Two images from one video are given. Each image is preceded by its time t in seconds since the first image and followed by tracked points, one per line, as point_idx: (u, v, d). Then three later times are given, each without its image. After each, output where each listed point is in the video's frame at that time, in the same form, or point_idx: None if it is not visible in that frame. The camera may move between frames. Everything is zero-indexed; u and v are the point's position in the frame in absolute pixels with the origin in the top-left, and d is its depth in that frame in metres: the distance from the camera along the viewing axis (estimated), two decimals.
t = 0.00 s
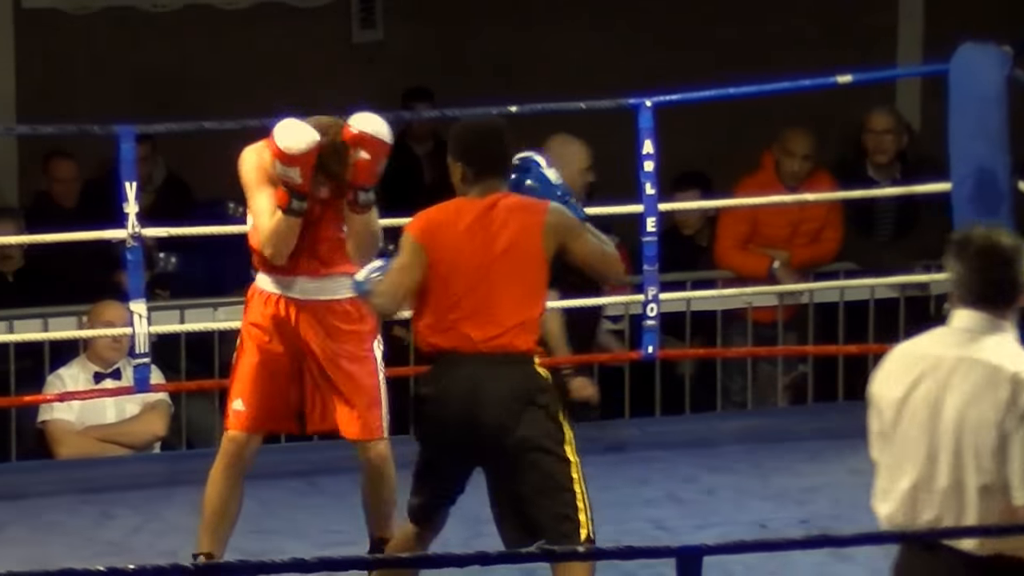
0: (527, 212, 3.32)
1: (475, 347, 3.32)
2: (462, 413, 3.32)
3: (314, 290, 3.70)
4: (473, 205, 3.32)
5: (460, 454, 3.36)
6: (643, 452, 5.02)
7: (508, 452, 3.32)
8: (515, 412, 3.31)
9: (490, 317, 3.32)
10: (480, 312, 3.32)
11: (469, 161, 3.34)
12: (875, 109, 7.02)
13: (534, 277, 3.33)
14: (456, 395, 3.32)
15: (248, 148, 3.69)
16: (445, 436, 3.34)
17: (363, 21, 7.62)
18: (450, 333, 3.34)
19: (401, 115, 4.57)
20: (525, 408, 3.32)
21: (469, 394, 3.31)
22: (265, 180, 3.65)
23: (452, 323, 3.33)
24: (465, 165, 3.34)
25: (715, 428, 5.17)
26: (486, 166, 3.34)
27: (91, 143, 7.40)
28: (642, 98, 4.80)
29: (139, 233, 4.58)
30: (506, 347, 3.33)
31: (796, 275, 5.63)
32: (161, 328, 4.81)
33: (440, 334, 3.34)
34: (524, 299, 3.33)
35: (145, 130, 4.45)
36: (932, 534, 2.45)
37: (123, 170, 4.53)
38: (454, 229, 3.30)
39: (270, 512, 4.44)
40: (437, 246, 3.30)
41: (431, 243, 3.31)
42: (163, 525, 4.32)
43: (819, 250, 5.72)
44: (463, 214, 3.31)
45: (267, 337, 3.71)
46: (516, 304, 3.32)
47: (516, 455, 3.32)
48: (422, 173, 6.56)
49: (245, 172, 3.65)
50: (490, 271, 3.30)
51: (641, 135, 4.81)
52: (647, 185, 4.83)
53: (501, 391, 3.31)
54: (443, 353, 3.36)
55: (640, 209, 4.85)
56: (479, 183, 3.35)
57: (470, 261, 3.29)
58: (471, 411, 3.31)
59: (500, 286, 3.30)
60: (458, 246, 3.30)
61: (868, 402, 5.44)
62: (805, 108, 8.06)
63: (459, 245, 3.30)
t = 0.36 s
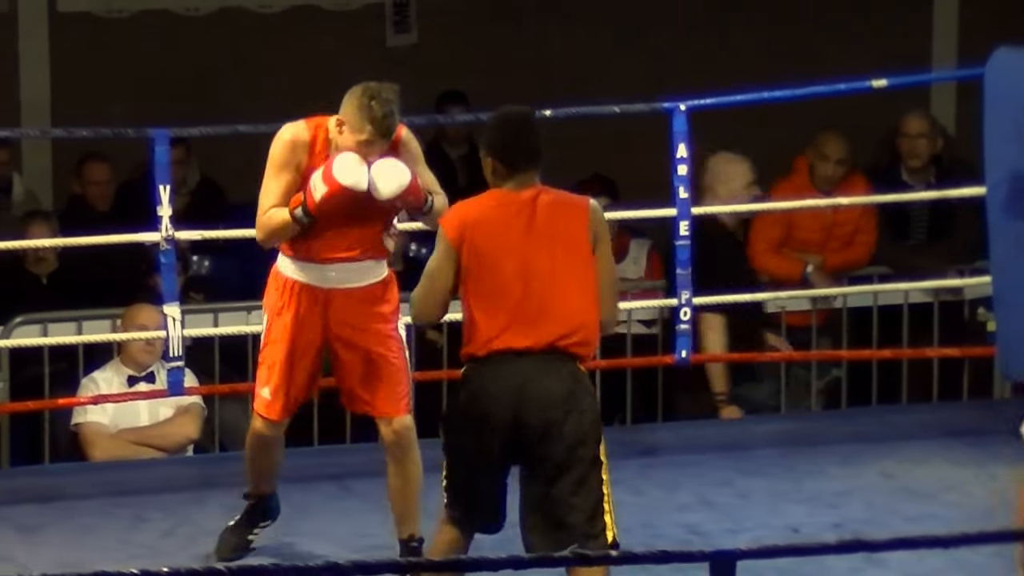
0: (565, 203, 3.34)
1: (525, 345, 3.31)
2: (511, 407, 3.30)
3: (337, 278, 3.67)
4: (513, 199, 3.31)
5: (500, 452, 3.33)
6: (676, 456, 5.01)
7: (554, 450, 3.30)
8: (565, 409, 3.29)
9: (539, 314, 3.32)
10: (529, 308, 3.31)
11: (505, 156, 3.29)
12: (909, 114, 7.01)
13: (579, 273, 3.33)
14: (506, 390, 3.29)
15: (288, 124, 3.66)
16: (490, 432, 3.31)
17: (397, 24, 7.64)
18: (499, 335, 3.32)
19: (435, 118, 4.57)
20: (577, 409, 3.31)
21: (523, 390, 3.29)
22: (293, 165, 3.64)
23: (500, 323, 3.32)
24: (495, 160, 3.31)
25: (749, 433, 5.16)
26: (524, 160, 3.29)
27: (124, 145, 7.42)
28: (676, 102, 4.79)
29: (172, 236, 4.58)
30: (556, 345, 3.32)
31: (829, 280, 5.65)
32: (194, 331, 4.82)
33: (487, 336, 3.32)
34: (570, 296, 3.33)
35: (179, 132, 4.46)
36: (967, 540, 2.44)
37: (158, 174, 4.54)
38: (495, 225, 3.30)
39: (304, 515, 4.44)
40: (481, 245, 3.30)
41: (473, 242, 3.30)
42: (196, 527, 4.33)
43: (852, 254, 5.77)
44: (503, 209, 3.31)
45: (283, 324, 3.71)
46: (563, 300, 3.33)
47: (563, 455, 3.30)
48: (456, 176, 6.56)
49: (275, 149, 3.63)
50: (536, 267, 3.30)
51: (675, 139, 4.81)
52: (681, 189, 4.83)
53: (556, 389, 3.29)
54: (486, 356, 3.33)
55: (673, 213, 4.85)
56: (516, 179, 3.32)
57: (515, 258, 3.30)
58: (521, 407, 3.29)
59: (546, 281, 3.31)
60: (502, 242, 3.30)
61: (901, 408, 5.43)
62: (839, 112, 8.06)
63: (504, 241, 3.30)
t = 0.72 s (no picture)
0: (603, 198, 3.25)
1: (542, 341, 3.27)
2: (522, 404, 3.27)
3: (364, 279, 3.70)
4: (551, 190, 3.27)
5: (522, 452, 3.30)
6: (706, 462, 5.00)
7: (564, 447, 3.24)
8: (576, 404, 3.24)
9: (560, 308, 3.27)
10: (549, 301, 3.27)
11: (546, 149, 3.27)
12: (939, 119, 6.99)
13: (606, 271, 3.26)
14: (519, 385, 3.27)
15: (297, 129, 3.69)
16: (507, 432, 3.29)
17: (426, 30, 7.68)
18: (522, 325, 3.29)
19: (464, 123, 4.56)
20: (586, 404, 3.24)
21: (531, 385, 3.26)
22: (301, 172, 3.66)
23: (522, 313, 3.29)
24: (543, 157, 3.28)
25: (779, 440, 5.15)
26: (573, 156, 3.26)
27: (155, 153, 7.42)
28: (705, 108, 4.79)
29: (202, 242, 4.58)
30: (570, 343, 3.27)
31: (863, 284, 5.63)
32: (223, 335, 4.83)
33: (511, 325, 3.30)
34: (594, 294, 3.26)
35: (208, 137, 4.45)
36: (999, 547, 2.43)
37: (187, 180, 4.53)
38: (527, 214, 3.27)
39: (334, 521, 4.44)
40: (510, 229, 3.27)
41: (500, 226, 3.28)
42: (226, 533, 4.33)
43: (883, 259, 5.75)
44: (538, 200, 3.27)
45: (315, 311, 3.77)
46: (586, 300, 3.27)
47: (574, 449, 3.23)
48: (484, 182, 6.55)
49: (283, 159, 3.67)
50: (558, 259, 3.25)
51: (704, 145, 4.80)
52: (710, 196, 4.82)
53: (558, 383, 3.24)
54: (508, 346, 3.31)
55: (702, 219, 4.84)
56: (561, 171, 3.28)
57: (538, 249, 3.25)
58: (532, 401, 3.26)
59: (568, 277, 3.25)
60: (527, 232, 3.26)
61: (932, 414, 5.42)
62: (869, 118, 8.05)
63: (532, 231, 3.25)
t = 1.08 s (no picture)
0: (608, 243, 3.13)
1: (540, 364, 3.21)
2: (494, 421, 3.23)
3: (405, 294, 3.74)
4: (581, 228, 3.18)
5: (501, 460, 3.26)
6: (734, 467, 4.99)
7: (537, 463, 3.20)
8: (543, 422, 3.19)
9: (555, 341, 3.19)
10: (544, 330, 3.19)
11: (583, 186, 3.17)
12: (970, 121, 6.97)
13: (602, 319, 3.15)
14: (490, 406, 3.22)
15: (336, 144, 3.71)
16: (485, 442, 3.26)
17: (455, 35, 7.69)
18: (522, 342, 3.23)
19: (493, 127, 4.56)
20: (551, 419, 3.19)
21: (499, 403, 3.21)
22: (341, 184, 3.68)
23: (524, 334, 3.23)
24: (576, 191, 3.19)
25: (808, 445, 5.14)
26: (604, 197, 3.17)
27: (184, 157, 7.43)
28: (734, 112, 4.77)
29: (231, 246, 4.58)
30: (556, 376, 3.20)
31: (890, 289, 5.59)
32: (251, 340, 4.83)
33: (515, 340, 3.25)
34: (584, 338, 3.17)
35: (237, 141, 4.45)
36: None
37: (217, 183, 4.53)
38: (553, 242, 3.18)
39: (362, 526, 4.43)
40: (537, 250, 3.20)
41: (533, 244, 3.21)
42: (255, 537, 4.33)
43: (912, 265, 5.72)
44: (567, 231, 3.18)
45: (354, 322, 3.83)
46: (586, 334, 3.17)
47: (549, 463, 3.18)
48: (512, 186, 6.54)
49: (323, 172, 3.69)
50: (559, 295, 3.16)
51: (734, 149, 4.79)
52: (739, 200, 4.81)
53: (524, 404, 3.18)
54: (508, 357, 3.26)
55: (731, 224, 4.83)
56: (590, 208, 3.19)
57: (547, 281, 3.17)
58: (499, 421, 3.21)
59: (563, 307, 3.16)
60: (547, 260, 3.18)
61: (961, 420, 5.41)
62: (898, 123, 8.03)
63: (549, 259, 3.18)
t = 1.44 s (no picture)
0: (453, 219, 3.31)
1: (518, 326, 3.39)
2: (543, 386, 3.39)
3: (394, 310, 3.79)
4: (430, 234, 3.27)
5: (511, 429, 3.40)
6: (749, 471, 4.99)
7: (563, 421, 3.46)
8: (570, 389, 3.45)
9: (500, 307, 3.36)
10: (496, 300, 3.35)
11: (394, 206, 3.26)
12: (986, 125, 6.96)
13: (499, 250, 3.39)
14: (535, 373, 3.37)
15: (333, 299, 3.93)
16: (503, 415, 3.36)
17: (471, 38, 7.72)
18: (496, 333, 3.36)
19: (508, 130, 4.55)
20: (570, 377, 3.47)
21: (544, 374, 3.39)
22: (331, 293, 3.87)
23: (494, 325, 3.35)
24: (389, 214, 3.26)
25: (823, 449, 5.14)
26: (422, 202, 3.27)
27: (200, 160, 7.44)
28: (751, 116, 4.77)
29: (247, 249, 4.58)
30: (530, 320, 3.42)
31: (905, 294, 5.56)
32: (267, 343, 4.83)
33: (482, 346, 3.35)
34: (513, 276, 3.37)
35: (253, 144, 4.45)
36: None
37: (233, 186, 4.54)
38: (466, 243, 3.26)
39: (377, 529, 4.44)
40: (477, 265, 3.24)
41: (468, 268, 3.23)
42: (270, 540, 4.33)
43: (927, 270, 5.73)
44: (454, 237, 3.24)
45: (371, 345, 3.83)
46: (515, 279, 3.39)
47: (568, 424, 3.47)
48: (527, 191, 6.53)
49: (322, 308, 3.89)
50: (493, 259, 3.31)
51: (750, 153, 4.78)
52: (755, 204, 4.81)
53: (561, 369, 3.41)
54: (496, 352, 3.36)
55: (747, 227, 4.83)
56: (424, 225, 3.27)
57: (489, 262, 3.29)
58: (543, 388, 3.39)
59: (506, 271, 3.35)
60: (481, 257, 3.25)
61: (977, 423, 5.40)
62: (915, 126, 8.03)
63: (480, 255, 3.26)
